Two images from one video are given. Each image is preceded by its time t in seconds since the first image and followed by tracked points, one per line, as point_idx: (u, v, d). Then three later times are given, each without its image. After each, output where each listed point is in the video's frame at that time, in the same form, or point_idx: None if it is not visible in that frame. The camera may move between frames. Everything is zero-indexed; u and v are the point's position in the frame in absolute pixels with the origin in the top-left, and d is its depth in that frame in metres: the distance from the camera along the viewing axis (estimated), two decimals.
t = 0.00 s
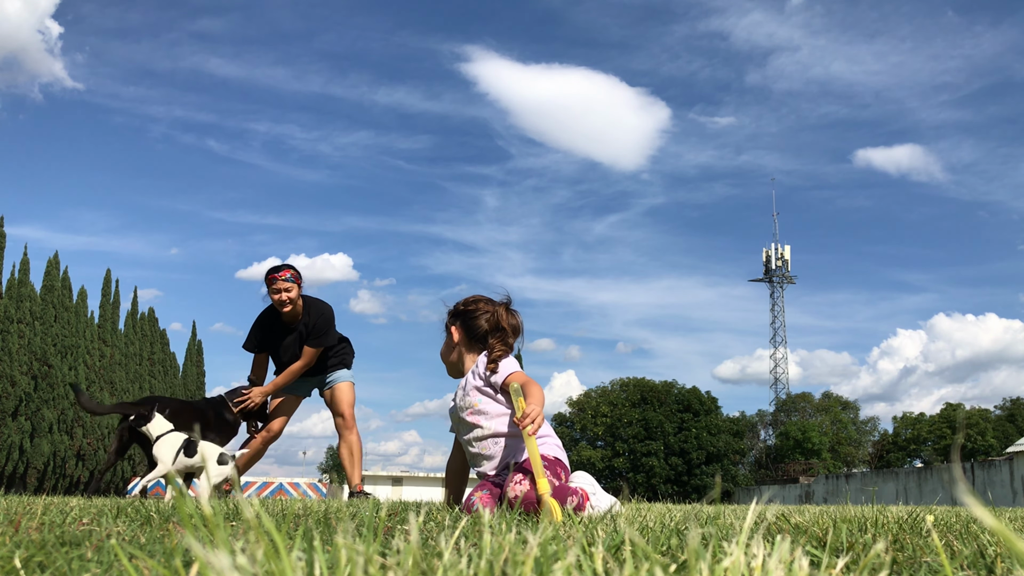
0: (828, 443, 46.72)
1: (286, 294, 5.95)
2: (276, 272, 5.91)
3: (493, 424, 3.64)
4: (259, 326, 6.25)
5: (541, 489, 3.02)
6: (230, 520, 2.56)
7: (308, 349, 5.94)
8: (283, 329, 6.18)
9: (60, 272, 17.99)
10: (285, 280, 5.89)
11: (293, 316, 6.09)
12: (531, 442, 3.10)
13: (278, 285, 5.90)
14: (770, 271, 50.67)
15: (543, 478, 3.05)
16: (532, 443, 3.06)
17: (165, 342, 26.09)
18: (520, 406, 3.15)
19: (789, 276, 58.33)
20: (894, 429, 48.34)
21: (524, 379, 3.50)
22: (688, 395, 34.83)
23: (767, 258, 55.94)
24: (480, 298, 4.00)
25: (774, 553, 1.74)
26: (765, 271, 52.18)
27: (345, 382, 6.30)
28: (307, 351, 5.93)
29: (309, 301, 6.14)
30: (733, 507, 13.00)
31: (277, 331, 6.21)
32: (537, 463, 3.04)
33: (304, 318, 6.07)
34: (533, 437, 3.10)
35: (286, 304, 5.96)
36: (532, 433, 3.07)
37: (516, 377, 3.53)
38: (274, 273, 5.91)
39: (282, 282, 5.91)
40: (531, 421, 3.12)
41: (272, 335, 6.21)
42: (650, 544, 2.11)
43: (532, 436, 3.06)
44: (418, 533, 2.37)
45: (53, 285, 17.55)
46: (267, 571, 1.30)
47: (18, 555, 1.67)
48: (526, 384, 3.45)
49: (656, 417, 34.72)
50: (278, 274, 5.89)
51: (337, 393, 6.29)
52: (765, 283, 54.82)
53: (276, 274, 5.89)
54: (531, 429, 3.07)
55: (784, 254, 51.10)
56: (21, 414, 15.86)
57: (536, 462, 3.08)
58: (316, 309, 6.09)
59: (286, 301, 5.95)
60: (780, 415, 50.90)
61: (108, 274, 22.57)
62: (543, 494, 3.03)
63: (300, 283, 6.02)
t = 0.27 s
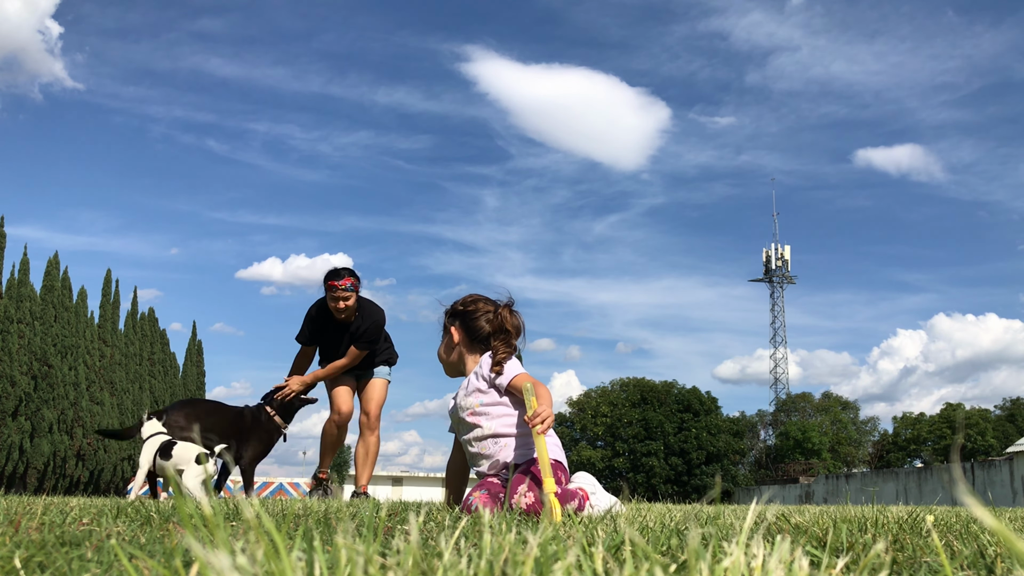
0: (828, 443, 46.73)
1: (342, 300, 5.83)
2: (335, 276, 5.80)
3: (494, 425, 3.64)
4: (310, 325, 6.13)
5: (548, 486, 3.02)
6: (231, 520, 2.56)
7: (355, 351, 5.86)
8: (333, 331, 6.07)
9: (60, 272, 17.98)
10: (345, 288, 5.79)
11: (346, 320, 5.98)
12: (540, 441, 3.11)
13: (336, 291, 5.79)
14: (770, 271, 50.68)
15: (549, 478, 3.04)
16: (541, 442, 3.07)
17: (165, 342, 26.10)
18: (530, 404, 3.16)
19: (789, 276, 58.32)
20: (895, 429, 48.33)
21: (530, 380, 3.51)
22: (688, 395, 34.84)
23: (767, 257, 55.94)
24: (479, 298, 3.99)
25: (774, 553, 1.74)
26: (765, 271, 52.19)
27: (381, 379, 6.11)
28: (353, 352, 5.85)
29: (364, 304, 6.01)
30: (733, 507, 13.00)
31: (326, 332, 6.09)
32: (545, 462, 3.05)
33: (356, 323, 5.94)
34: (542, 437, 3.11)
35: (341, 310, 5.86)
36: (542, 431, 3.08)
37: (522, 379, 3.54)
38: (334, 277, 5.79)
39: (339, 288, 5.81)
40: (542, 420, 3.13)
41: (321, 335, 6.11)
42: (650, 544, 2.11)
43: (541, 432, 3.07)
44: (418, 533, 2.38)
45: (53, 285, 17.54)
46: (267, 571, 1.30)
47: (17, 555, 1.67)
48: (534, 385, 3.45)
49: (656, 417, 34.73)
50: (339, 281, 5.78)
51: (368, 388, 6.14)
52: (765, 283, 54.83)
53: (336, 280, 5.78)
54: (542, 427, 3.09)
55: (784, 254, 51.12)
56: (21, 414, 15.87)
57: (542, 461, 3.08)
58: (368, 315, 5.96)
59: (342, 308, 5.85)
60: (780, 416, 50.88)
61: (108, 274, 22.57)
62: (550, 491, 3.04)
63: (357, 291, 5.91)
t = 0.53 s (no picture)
0: (828, 443, 46.74)
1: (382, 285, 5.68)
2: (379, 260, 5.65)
3: (497, 424, 3.65)
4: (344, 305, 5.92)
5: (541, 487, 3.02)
6: (231, 520, 2.56)
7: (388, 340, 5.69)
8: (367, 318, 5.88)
9: (60, 272, 17.99)
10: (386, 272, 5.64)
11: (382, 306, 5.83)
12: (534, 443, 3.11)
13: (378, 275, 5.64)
14: (770, 271, 50.71)
15: (544, 478, 3.04)
16: (535, 443, 3.06)
17: (165, 341, 26.11)
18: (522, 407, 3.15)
19: (789, 277, 58.35)
20: (895, 429, 48.35)
21: (530, 380, 3.51)
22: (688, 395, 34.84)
23: (767, 257, 55.97)
24: (477, 301, 3.99)
25: (773, 552, 1.75)
26: (765, 271, 52.22)
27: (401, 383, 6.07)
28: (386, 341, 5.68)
29: (399, 294, 5.86)
30: (733, 507, 13.00)
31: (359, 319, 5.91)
32: (539, 463, 3.04)
33: (391, 311, 5.83)
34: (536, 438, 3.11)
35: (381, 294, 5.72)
36: (535, 433, 3.08)
37: (523, 380, 3.54)
38: (376, 261, 5.64)
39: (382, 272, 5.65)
40: (536, 420, 3.12)
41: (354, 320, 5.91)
42: (650, 545, 2.11)
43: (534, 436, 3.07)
44: (418, 534, 2.37)
45: (53, 285, 17.54)
46: (267, 571, 1.30)
47: (17, 555, 1.67)
48: (532, 386, 3.46)
49: (656, 417, 34.73)
50: (380, 265, 5.65)
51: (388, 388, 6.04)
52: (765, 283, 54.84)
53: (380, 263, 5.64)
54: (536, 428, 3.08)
55: (784, 254, 51.15)
56: (21, 414, 15.87)
57: (537, 461, 3.09)
58: (404, 305, 5.84)
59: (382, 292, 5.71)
60: (780, 416, 50.89)
61: (108, 274, 22.57)
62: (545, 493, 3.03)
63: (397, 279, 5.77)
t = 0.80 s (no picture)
0: (828, 443, 46.73)
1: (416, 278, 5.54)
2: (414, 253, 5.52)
3: (502, 425, 3.64)
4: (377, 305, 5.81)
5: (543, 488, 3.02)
6: (231, 520, 2.56)
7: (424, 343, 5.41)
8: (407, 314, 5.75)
9: (60, 272, 17.99)
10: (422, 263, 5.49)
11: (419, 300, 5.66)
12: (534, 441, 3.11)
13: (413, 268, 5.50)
14: (770, 272, 50.72)
15: (544, 477, 3.04)
16: (535, 442, 3.06)
17: (165, 341, 26.12)
18: (524, 403, 3.14)
19: (789, 277, 58.34)
20: (895, 429, 48.36)
21: (532, 381, 3.50)
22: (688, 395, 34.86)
23: (767, 257, 56.00)
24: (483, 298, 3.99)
25: (774, 553, 1.74)
26: (765, 271, 52.23)
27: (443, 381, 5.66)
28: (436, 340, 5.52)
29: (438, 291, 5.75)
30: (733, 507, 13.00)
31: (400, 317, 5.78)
32: (539, 463, 3.04)
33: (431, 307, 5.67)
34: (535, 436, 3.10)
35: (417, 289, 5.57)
36: (536, 430, 3.08)
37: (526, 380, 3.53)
38: (410, 253, 5.53)
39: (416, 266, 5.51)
40: (534, 419, 3.12)
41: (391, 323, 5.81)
42: (650, 545, 2.11)
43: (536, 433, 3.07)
44: (418, 534, 2.37)
45: (53, 285, 17.54)
46: (267, 571, 1.30)
47: (17, 555, 1.67)
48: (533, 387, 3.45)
49: (656, 417, 34.76)
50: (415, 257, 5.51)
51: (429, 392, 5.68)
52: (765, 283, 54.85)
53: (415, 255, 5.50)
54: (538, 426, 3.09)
55: (784, 254, 51.16)
56: (21, 414, 15.88)
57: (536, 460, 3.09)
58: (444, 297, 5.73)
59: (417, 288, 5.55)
60: (780, 416, 50.88)
61: (108, 274, 22.57)
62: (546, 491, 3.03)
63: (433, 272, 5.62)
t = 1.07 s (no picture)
0: (828, 443, 46.72)
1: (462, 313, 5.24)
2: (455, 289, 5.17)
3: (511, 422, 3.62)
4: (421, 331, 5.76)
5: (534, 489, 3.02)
6: (230, 520, 2.56)
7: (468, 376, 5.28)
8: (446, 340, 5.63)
9: (60, 272, 17.99)
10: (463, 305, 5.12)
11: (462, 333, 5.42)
12: (519, 443, 3.11)
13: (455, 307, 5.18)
14: (770, 272, 50.72)
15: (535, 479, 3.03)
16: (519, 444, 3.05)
17: (165, 341, 26.11)
18: (506, 406, 3.12)
19: (789, 277, 58.36)
20: (895, 429, 48.35)
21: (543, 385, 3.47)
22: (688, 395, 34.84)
23: (767, 257, 55.97)
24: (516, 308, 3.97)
25: (774, 553, 1.74)
26: (765, 271, 52.23)
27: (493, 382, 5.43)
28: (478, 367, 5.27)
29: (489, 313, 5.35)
30: (733, 507, 13.00)
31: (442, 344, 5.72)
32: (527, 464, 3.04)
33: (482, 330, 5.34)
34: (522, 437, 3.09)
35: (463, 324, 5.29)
36: (520, 432, 3.06)
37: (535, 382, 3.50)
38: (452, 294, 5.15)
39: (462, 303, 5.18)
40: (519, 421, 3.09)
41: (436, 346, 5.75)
42: (650, 544, 2.11)
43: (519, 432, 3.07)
44: (418, 534, 2.37)
45: (53, 285, 17.53)
46: (267, 571, 1.30)
47: (18, 555, 1.67)
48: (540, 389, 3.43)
49: (656, 417, 34.76)
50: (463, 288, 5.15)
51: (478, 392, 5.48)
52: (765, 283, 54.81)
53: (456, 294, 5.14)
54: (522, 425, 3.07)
55: (785, 254, 51.16)
56: (21, 414, 15.88)
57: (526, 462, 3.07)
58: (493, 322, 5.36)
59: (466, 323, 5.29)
60: (780, 415, 50.89)
61: (109, 273, 22.58)
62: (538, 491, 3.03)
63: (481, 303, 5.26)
